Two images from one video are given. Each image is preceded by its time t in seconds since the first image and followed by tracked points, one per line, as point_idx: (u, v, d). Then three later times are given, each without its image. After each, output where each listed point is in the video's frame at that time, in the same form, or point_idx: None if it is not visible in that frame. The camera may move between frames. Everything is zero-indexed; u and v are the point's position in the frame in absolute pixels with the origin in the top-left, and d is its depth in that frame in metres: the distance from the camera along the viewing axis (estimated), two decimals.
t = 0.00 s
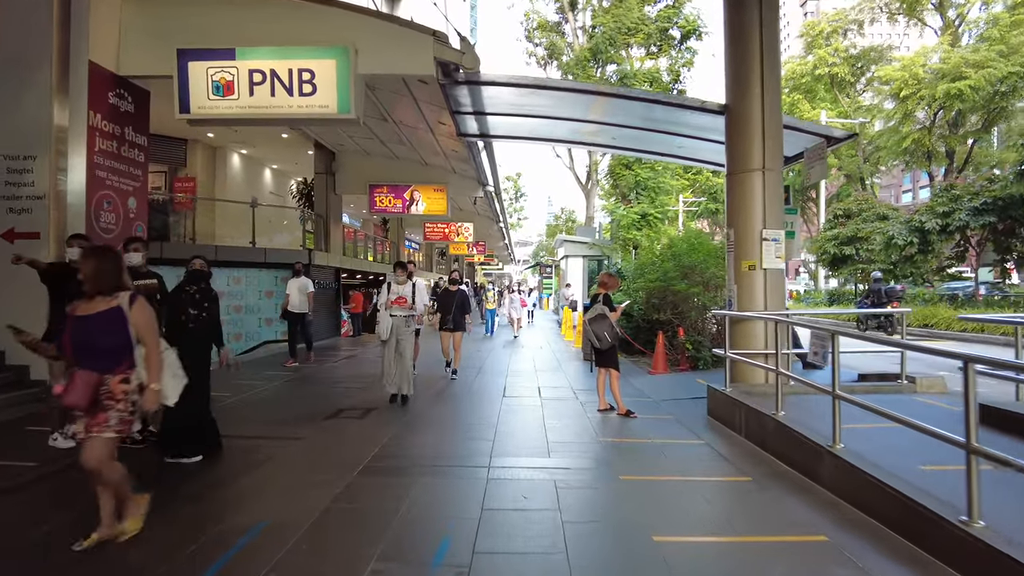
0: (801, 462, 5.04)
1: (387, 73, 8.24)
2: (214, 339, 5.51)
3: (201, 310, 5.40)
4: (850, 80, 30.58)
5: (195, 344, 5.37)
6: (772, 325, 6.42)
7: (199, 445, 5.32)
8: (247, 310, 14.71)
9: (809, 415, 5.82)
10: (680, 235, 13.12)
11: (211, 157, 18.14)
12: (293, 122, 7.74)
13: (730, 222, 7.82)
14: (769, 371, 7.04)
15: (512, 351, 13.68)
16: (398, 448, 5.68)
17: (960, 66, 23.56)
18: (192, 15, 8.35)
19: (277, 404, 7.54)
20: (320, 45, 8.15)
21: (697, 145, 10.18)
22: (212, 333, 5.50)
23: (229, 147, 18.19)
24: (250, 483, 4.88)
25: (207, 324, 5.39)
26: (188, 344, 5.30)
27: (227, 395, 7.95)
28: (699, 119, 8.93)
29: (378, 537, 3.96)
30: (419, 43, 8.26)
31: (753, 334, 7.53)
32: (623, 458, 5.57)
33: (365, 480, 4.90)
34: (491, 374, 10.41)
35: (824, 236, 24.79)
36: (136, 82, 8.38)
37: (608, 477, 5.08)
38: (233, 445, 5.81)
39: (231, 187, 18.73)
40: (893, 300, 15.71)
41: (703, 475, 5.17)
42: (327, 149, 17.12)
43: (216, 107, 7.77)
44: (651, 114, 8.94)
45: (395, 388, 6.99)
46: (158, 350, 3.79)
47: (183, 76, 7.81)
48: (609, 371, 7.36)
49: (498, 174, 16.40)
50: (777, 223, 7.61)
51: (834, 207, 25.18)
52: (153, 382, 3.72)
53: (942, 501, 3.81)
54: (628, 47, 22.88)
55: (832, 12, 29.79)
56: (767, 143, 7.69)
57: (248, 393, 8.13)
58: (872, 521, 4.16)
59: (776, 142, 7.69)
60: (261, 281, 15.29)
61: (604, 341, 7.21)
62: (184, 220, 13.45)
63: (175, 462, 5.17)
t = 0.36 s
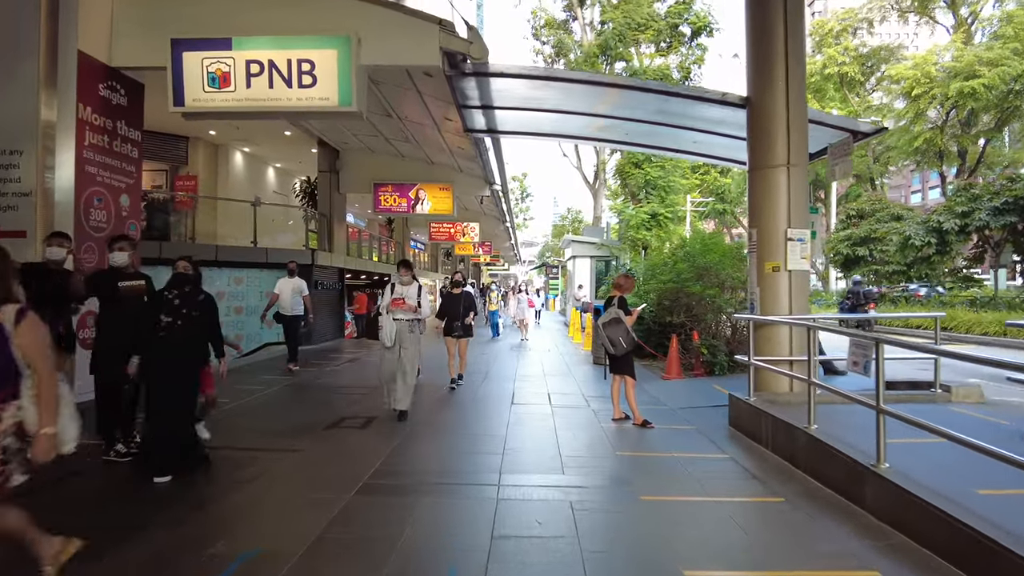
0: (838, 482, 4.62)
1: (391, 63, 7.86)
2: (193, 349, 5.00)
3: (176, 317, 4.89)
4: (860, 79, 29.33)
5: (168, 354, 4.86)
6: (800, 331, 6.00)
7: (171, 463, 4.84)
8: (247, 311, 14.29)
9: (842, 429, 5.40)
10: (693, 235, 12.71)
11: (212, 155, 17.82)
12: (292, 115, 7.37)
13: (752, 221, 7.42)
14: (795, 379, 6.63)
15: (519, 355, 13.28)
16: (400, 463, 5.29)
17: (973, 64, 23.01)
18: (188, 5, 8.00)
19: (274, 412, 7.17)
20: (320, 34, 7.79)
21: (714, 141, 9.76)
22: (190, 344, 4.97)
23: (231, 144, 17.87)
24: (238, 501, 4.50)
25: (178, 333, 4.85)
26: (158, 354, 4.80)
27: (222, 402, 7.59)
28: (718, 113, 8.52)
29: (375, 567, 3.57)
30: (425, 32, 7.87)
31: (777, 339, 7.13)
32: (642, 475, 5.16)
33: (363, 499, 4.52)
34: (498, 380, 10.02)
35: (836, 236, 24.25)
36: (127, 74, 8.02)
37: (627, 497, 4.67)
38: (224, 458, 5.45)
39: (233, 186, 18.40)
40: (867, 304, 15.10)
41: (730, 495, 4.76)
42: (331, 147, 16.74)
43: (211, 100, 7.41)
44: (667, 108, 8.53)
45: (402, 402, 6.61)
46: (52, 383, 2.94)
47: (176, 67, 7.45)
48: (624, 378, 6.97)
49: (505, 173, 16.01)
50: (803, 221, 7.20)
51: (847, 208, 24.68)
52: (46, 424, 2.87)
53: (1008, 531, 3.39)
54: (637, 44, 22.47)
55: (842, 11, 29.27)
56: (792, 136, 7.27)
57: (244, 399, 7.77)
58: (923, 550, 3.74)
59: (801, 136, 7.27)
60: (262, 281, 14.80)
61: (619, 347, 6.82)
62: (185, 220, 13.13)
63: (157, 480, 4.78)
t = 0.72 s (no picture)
0: (872, 500, 4.20)
1: (388, 50, 7.47)
2: (148, 356, 4.36)
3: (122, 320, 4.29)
4: (869, 78, 28.51)
5: (119, 362, 4.30)
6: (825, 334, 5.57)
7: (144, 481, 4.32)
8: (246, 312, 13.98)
9: (874, 441, 4.96)
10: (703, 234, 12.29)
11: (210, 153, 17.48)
12: (283, 105, 7.00)
13: (769, 216, 6.99)
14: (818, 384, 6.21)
15: (524, 357, 12.88)
16: (393, 476, 4.89)
17: (985, 61, 22.48)
18: None
19: (264, 418, 6.80)
20: (314, 19, 7.39)
21: (727, 134, 9.35)
22: (146, 349, 4.35)
23: (231, 142, 17.55)
24: (216, 520, 4.12)
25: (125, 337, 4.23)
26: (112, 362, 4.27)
27: (211, 407, 7.23)
28: (732, 104, 8.11)
29: None
30: (424, 17, 7.48)
31: (797, 342, 6.71)
32: (656, 490, 4.75)
33: (352, 517, 4.13)
34: (501, 383, 9.63)
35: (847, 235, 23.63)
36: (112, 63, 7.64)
37: (641, 515, 4.25)
38: (205, 471, 5.06)
39: (232, 184, 18.05)
40: (846, 302, 14.41)
41: (755, 513, 4.32)
42: (332, 144, 16.53)
43: (199, 89, 7.05)
44: (679, 98, 8.12)
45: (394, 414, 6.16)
46: None
47: (163, 55, 7.08)
48: (636, 384, 6.56)
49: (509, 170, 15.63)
50: (825, 217, 6.77)
51: (858, 206, 24.15)
52: None
53: None
54: (643, 40, 22.05)
55: (851, 7, 28.75)
56: (813, 126, 6.84)
57: (235, 404, 7.40)
58: None
59: (823, 126, 6.82)
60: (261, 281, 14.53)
61: (630, 350, 6.43)
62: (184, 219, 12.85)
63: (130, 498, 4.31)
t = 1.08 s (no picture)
0: (917, 523, 3.80)
1: (387, 39, 7.10)
2: (115, 375, 3.67)
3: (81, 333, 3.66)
4: (880, 74, 28.00)
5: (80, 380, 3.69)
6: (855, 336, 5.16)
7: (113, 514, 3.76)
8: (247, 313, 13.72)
9: (913, 454, 4.55)
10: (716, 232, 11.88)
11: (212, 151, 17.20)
12: (277, 96, 6.65)
13: (791, 211, 6.58)
14: (846, 389, 5.82)
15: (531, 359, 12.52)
16: (391, 494, 4.54)
17: (1000, 55, 21.99)
18: None
19: (257, 426, 6.46)
20: (309, 7, 7.04)
21: (743, 126, 8.93)
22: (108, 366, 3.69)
23: (232, 140, 17.27)
24: (194, 542, 3.77)
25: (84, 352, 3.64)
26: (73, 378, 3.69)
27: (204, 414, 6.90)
28: (749, 95, 7.71)
29: None
30: (425, 4, 7.11)
31: (822, 345, 6.30)
32: (673, 509, 4.37)
33: (342, 540, 3.77)
34: (507, 387, 9.27)
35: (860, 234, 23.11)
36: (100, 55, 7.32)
37: (659, 538, 3.86)
38: (189, 486, 4.73)
39: (234, 183, 17.78)
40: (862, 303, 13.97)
41: (785, 536, 3.92)
42: (335, 142, 16.26)
43: (189, 80, 6.72)
44: (693, 88, 7.72)
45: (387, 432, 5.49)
46: None
47: (151, 45, 6.75)
48: (652, 391, 6.17)
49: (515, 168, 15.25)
50: (851, 213, 6.36)
51: (871, 204, 23.65)
52: None
53: None
54: (651, 35, 21.63)
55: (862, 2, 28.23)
56: (839, 115, 6.42)
57: (228, 411, 7.08)
58: None
59: (849, 115, 6.40)
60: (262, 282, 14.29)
61: (644, 355, 6.05)
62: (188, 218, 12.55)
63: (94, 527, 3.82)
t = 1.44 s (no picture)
0: (966, 551, 3.41)
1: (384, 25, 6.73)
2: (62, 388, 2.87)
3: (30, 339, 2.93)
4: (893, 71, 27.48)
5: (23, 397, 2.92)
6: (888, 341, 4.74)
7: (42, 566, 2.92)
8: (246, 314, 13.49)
9: (955, 472, 4.15)
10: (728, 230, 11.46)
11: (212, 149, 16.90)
12: (267, 86, 6.30)
13: (814, 207, 6.18)
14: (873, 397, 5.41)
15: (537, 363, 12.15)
16: (383, 513, 4.20)
17: (1015, 51, 21.48)
18: None
19: (245, 435, 6.13)
20: None
21: (760, 119, 8.53)
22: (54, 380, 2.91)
23: (233, 138, 16.98)
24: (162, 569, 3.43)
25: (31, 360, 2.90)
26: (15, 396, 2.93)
27: (194, 420, 6.59)
28: (767, 85, 7.30)
29: None
30: None
31: (846, 350, 5.89)
32: (691, 531, 4.00)
33: (324, 568, 3.42)
34: (512, 392, 8.92)
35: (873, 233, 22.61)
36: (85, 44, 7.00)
37: (675, 567, 3.48)
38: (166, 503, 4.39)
39: (236, 181, 17.47)
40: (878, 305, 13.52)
41: (815, 565, 3.53)
42: (336, 139, 15.68)
43: (177, 70, 6.40)
44: (708, 78, 7.33)
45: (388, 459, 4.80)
46: None
47: (136, 33, 6.42)
48: (664, 397, 5.79)
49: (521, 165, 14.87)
50: (878, 208, 5.96)
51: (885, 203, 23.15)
52: None
53: None
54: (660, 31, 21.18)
55: None
56: (865, 103, 6.00)
57: (219, 418, 6.76)
58: None
59: (876, 103, 5.98)
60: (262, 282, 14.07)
61: (656, 360, 5.66)
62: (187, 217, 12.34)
63: None
